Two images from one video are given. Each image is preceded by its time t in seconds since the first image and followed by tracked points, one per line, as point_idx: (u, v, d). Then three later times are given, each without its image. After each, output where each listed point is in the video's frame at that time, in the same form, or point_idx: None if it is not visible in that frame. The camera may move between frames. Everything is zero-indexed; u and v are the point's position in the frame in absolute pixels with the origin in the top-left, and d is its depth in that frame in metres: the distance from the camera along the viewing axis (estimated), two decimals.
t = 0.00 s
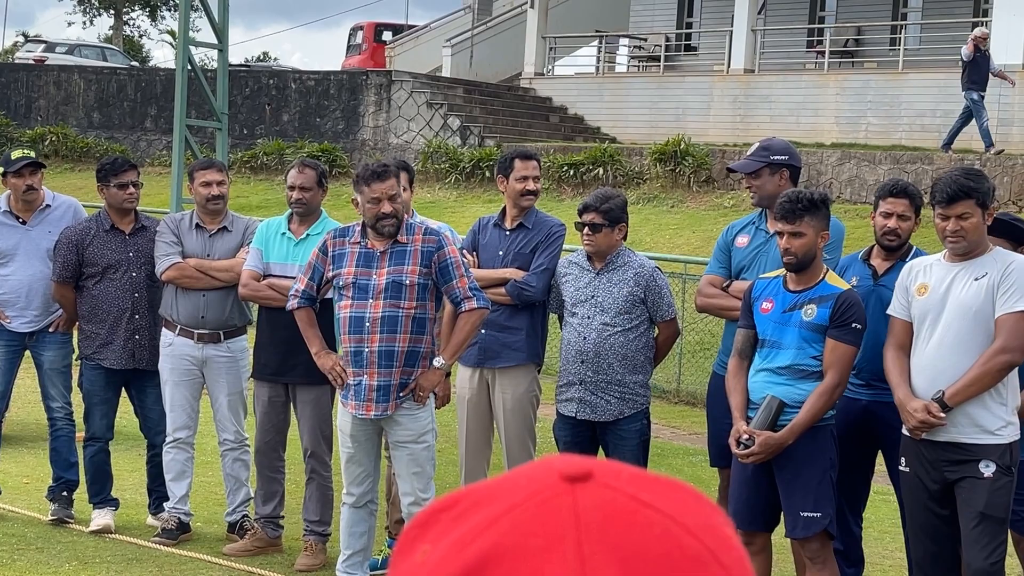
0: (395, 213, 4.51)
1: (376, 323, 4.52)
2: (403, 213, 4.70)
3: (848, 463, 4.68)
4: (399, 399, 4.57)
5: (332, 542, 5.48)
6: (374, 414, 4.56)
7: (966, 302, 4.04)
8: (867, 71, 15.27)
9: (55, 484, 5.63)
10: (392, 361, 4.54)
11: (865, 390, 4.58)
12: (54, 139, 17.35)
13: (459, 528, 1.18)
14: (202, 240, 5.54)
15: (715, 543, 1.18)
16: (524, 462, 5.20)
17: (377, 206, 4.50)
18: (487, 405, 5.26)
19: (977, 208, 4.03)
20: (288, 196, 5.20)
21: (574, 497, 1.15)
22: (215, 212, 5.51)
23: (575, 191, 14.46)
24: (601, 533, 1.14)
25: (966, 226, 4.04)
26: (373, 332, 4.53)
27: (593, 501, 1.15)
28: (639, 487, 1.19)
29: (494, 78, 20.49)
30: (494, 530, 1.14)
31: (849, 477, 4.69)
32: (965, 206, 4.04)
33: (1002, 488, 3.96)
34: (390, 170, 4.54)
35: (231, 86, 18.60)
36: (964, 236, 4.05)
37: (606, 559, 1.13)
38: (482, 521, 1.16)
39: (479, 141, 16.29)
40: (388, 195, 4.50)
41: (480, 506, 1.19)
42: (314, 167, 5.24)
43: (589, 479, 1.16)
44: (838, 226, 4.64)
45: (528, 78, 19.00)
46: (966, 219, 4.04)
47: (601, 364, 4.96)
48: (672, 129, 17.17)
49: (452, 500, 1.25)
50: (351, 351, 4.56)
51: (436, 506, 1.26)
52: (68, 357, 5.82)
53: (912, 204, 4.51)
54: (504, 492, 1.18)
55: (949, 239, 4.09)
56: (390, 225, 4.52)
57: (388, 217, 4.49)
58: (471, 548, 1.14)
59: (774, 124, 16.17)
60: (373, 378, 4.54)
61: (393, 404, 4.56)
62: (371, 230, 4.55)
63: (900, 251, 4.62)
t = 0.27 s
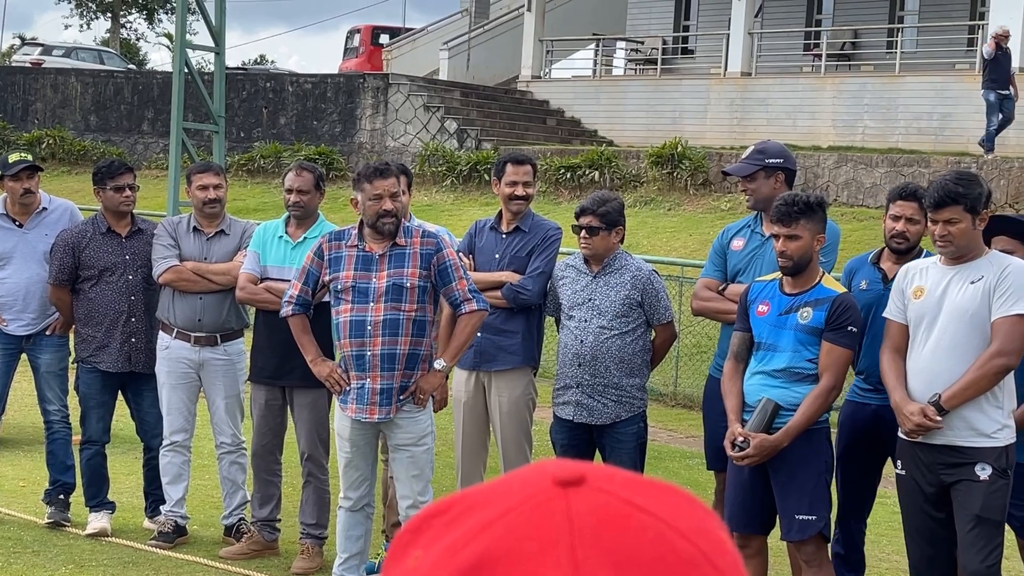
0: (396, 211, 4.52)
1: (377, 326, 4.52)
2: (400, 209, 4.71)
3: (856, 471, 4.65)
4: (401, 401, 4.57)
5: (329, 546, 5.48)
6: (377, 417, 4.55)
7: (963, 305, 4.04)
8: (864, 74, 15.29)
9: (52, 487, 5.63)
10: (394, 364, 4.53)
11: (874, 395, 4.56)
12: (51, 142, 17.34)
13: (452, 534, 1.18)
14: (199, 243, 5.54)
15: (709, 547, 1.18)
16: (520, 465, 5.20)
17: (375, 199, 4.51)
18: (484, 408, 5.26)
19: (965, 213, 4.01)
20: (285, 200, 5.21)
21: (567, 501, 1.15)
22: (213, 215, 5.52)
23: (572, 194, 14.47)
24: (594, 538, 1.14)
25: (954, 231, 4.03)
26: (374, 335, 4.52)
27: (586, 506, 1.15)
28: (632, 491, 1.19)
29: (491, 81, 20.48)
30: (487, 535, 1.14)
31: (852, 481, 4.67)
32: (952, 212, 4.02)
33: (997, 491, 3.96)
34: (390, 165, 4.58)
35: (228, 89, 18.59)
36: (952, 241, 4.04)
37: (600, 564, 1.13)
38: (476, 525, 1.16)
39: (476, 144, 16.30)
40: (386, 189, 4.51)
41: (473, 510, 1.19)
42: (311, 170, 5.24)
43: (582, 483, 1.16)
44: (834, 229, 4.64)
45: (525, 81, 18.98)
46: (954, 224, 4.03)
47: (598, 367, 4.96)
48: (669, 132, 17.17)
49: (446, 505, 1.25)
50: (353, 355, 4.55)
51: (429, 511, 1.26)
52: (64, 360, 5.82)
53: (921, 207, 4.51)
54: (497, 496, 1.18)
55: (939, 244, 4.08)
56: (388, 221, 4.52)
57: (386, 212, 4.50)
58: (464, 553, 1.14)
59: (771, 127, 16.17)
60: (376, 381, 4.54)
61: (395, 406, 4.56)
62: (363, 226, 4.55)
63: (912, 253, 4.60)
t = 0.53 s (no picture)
0: (388, 209, 4.53)
1: (379, 326, 4.51)
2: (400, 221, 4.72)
3: (864, 476, 4.63)
4: (401, 403, 4.56)
5: (326, 549, 5.47)
6: (378, 417, 4.55)
7: (959, 309, 4.04)
8: (860, 77, 15.30)
9: (49, 490, 5.62)
10: (395, 365, 4.53)
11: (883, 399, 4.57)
12: (48, 146, 17.32)
13: (449, 543, 1.19)
14: (197, 247, 5.54)
15: (709, 560, 1.18)
16: (517, 467, 5.20)
17: (371, 196, 4.56)
18: (480, 411, 5.26)
19: (958, 217, 4.01)
20: (282, 203, 5.21)
21: (563, 514, 1.15)
22: (210, 219, 5.52)
23: (568, 198, 14.47)
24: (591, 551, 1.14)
25: (947, 235, 4.03)
26: (376, 335, 4.52)
27: (582, 518, 1.15)
28: (630, 503, 1.19)
29: (488, 84, 20.47)
30: (482, 548, 1.15)
31: (854, 485, 4.65)
32: (945, 216, 4.02)
33: (994, 494, 3.97)
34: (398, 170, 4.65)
35: (225, 92, 18.58)
36: (946, 245, 4.03)
37: None
38: (471, 537, 1.16)
39: (473, 147, 16.32)
40: (380, 186, 4.55)
41: (470, 521, 1.19)
42: (309, 173, 5.24)
43: (580, 495, 1.16)
44: (830, 232, 4.64)
45: (522, 84, 19.00)
46: (947, 228, 4.02)
47: (595, 370, 4.96)
48: (666, 136, 17.17)
49: (443, 515, 1.25)
50: (353, 355, 4.54)
51: (427, 521, 1.27)
52: (61, 363, 5.83)
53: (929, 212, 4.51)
54: (493, 507, 1.18)
55: (934, 248, 4.08)
56: (381, 219, 4.53)
57: (378, 209, 4.52)
58: (460, 564, 1.15)
59: (767, 130, 16.17)
60: (377, 382, 4.53)
61: (394, 408, 4.56)
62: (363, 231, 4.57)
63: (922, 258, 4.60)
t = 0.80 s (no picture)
0: (375, 205, 4.51)
1: (377, 327, 4.51)
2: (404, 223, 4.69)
3: (863, 479, 4.62)
4: (398, 404, 4.56)
5: (323, 551, 5.47)
6: (374, 418, 4.54)
7: (956, 310, 4.04)
8: (858, 79, 15.31)
9: (46, 492, 5.61)
10: (392, 365, 4.52)
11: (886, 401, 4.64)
12: (45, 148, 17.31)
13: (457, 549, 1.19)
14: (196, 249, 5.54)
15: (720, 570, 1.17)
16: (514, 469, 5.20)
17: (365, 193, 4.57)
18: (477, 413, 5.26)
19: (956, 219, 4.01)
20: (280, 205, 5.21)
21: (573, 521, 1.14)
22: (208, 220, 5.51)
23: (567, 199, 14.47)
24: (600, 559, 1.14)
25: (945, 237, 4.03)
26: (374, 336, 4.52)
27: (591, 526, 1.14)
28: (640, 510, 1.17)
29: (486, 87, 20.46)
30: (489, 554, 1.15)
31: (851, 488, 4.66)
32: (943, 218, 4.02)
33: (991, 496, 3.96)
34: (401, 170, 4.63)
35: (223, 94, 18.58)
36: (944, 247, 4.03)
37: None
38: (479, 543, 1.16)
39: (471, 149, 16.39)
40: (373, 184, 4.55)
41: (478, 526, 1.19)
42: (308, 175, 5.24)
43: (590, 502, 1.15)
44: (827, 234, 4.64)
45: (520, 86, 19.01)
46: (945, 230, 4.02)
47: (593, 372, 4.96)
48: (663, 137, 17.18)
49: (451, 519, 1.25)
50: (352, 356, 4.54)
51: (435, 525, 1.26)
52: (58, 365, 5.82)
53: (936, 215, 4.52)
54: (501, 512, 1.17)
55: (931, 250, 4.08)
56: (368, 217, 4.52)
57: (365, 206, 4.52)
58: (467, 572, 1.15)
59: (765, 132, 16.18)
60: (374, 382, 4.53)
61: (392, 409, 4.55)
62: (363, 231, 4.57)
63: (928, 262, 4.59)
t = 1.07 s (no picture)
0: (366, 209, 4.51)
1: (372, 330, 4.52)
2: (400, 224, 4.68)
3: (860, 477, 4.63)
4: (394, 407, 4.56)
5: (321, 553, 5.47)
6: (369, 422, 4.54)
7: (954, 311, 4.04)
8: (856, 81, 15.31)
9: (44, 494, 5.61)
10: (387, 369, 4.53)
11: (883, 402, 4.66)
12: (44, 149, 17.31)
13: (458, 555, 1.19)
14: (195, 251, 5.54)
15: None
16: (512, 471, 5.20)
17: (358, 195, 4.57)
18: (475, 415, 5.26)
19: (953, 221, 4.00)
20: (279, 207, 5.21)
21: (574, 529, 1.13)
22: (208, 222, 5.51)
23: (564, 201, 14.46)
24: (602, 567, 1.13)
25: (943, 239, 4.02)
26: (369, 340, 4.53)
27: (592, 534, 1.13)
28: (642, 517, 1.16)
29: (485, 88, 20.47)
30: (491, 561, 1.14)
31: (848, 487, 4.67)
32: (941, 220, 4.01)
33: (990, 497, 3.96)
34: (394, 172, 4.62)
35: (221, 96, 18.57)
36: (943, 249, 4.03)
37: None
38: (480, 551, 1.16)
39: (469, 151, 16.37)
40: (363, 187, 4.55)
41: (479, 533, 1.18)
42: (307, 177, 5.24)
43: (592, 510, 1.14)
44: (825, 235, 4.64)
45: (519, 88, 19.02)
46: (943, 232, 4.02)
47: (591, 374, 4.96)
48: (661, 139, 17.20)
49: (452, 524, 1.25)
50: (347, 360, 4.55)
51: (435, 529, 1.26)
52: (55, 366, 5.83)
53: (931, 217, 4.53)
54: (503, 517, 1.17)
55: (929, 252, 4.07)
56: (359, 219, 4.53)
57: (356, 209, 4.52)
58: None
59: (763, 134, 16.18)
60: (369, 386, 4.53)
61: (388, 413, 4.55)
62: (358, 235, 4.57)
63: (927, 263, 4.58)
